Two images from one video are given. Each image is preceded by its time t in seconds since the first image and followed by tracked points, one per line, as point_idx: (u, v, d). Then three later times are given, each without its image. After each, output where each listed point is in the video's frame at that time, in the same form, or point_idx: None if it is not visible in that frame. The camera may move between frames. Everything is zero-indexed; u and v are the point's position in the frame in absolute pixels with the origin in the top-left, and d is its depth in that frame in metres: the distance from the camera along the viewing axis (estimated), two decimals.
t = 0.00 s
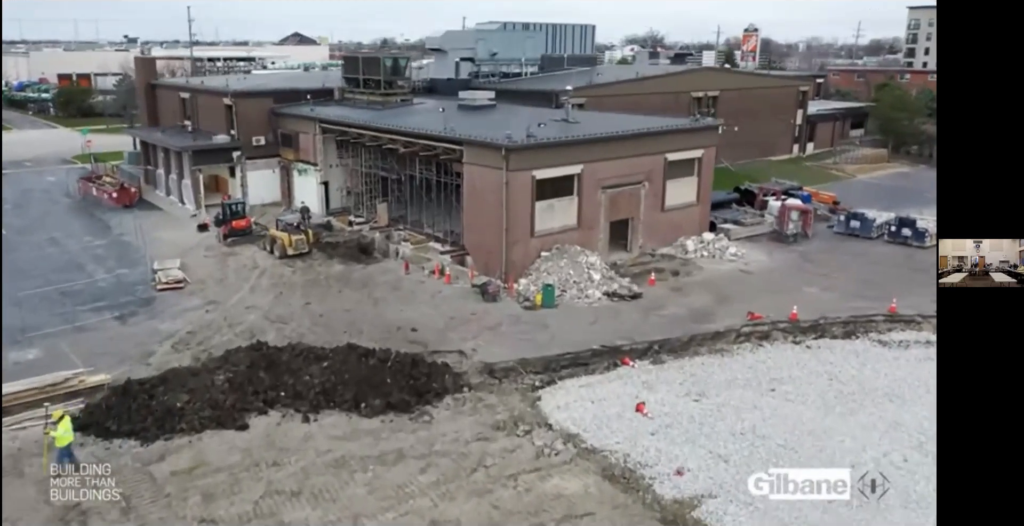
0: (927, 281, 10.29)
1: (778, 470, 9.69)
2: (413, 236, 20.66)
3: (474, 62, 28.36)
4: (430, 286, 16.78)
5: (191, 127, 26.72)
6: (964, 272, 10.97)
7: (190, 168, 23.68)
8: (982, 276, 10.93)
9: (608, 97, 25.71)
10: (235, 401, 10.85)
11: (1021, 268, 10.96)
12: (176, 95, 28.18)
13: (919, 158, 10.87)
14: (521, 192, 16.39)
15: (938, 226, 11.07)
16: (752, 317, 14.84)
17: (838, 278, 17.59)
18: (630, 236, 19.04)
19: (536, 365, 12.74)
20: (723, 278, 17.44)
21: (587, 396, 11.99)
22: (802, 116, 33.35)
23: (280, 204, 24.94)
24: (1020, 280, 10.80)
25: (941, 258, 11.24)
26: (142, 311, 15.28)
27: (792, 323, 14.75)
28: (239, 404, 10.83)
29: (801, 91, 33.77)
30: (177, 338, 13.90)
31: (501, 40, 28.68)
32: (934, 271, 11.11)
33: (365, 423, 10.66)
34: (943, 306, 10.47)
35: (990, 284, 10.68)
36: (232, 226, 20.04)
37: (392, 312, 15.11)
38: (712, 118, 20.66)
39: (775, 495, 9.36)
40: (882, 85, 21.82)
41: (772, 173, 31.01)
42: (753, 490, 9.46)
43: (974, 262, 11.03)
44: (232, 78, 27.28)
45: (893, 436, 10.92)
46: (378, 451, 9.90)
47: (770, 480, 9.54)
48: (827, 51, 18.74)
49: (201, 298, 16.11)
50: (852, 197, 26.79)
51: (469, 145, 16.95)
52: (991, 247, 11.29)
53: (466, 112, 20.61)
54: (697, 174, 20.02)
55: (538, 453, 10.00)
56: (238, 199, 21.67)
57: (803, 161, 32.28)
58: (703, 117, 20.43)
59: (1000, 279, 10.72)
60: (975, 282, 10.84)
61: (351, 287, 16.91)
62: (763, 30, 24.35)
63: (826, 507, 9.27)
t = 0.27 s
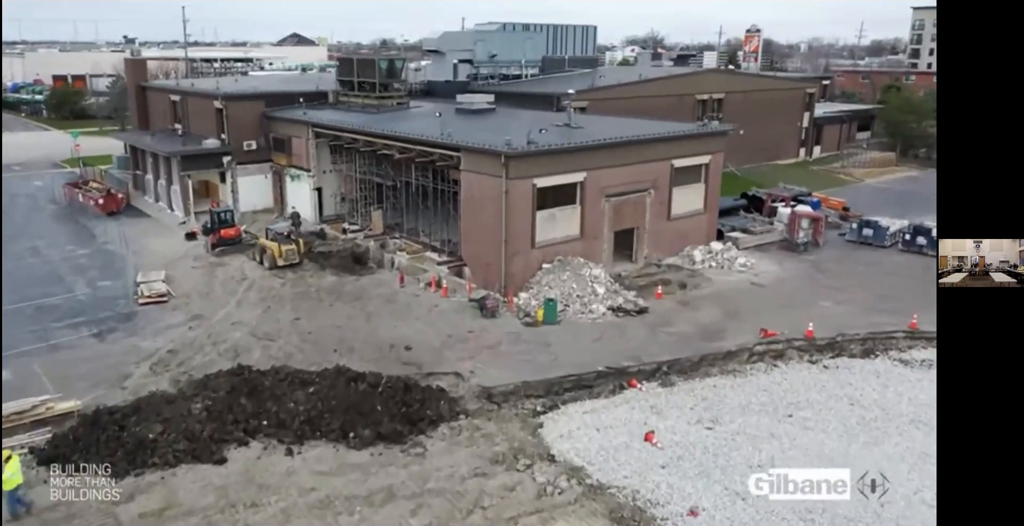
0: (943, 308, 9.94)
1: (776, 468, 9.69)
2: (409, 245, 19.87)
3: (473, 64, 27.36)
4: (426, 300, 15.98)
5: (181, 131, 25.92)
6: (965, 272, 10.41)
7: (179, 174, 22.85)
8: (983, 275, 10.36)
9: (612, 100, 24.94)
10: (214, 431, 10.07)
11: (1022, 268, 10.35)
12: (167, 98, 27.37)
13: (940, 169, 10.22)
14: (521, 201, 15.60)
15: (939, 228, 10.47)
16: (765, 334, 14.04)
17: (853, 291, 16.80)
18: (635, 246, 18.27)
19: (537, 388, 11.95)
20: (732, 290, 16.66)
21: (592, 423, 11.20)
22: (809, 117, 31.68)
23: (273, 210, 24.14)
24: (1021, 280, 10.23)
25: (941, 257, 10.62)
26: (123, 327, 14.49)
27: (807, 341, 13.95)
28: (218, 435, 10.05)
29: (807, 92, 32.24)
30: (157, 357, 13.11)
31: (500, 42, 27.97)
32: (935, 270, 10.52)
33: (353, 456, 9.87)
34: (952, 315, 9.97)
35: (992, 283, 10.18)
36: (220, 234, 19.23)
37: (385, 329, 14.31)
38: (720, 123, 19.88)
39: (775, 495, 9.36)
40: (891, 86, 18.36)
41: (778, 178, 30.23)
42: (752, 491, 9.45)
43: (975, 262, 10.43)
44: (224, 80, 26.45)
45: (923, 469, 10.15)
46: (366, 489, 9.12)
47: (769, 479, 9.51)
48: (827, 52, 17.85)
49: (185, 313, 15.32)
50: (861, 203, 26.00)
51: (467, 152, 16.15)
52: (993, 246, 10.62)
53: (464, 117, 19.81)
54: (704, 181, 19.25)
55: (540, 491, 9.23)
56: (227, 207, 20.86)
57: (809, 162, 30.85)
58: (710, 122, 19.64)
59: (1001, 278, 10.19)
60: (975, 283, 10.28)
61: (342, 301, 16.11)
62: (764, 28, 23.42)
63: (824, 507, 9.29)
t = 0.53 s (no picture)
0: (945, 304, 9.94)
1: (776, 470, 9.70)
2: (407, 249, 19.60)
3: (473, 65, 27.03)
4: (424, 306, 15.69)
5: (178, 133, 25.62)
6: (964, 272, 10.17)
7: (174, 176, 22.47)
8: (983, 276, 10.13)
9: (614, 102, 24.64)
10: (205, 443, 9.78)
11: (1022, 268, 10.27)
12: (163, 99, 27.09)
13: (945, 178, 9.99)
14: (521, 205, 15.31)
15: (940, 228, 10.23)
16: (770, 341, 13.75)
17: (859, 296, 16.51)
18: (637, 250, 17.99)
19: (538, 398, 11.66)
20: (736, 296, 16.38)
21: (595, 434, 10.91)
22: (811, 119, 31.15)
23: (271, 213, 23.86)
24: (1020, 280, 10.11)
25: (941, 259, 10.40)
26: (115, 333, 14.19)
27: (814, 348, 13.65)
28: (210, 447, 9.75)
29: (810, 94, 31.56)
30: (150, 366, 12.82)
31: (501, 42, 27.60)
32: (934, 271, 10.30)
33: (349, 470, 9.59)
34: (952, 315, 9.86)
35: (992, 286, 9.95)
36: (216, 238, 18.92)
37: (383, 336, 14.02)
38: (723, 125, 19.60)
39: (775, 495, 9.45)
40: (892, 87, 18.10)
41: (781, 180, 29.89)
42: (753, 491, 9.52)
43: (975, 262, 10.22)
44: (220, 81, 26.12)
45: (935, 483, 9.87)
46: (361, 505, 8.85)
47: (770, 479, 9.62)
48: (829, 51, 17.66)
49: (179, 319, 15.03)
50: (865, 206, 25.70)
51: (466, 155, 15.86)
52: (992, 247, 10.43)
53: (463, 119, 19.52)
54: (706, 183, 18.97)
55: (541, 507, 8.96)
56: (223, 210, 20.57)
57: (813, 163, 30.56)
58: (713, 124, 19.36)
59: (1001, 280, 10.02)
60: (975, 283, 10.08)
61: (339, 306, 15.82)
62: (764, 29, 23.02)
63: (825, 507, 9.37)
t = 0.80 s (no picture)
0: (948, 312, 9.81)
1: (777, 470, 9.75)
2: (402, 262, 18.82)
3: (471, 68, 26.22)
4: (419, 324, 14.90)
5: (167, 139, 24.81)
6: (964, 272, 9.86)
7: (162, 185, 21.69)
8: (983, 275, 9.87)
9: (616, 108, 23.89)
10: (178, 486, 8.99)
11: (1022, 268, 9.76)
12: (152, 104, 26.29)
13: (953, 193, 9.68)
14: (521, 220, 14.52)
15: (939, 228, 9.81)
16: (786, 365, 12.96)
17: (876, 313, 15.72)
18: (642, 263, 17.22)
19: (540, 430, 10.88)
20: (747, 313, 15.60)
21: (601, 471, 10.12)
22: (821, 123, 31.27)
23: (262, 222, 23.07)
24: (1020, 280, 9.70)
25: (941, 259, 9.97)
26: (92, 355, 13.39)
27: (832, 373, 12.86)
28: (184, 490, 8.96)
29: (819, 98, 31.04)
30: (126, 393, 12.02)
31: (501, 45, 26.74)
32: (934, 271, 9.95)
33: (334, 516, 8.81)
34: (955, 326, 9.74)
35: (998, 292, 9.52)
36: (203, 250, 18.16)
37: (375, 359, 13.24)
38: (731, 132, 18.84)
39: (775, 495, 9.57)
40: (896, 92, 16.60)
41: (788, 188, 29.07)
42: (754, 492, 9.61)
43: (975, 262, 9.85)
44: (210, 85, 25.30)
45: None
46: None
47: (770, 479, 9.70)
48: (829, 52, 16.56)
49: (161, 340, 14.24)
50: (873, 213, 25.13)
51: (463, 166, 15.08)
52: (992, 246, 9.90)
53: (461, 125, 18.73)
54: (714, 194, 18.20)
55: None
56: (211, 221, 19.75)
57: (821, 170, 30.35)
58: (721, 131, 18.59)
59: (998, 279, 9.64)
60: (974, 283, 9.83)
61: (330, 325, 15.03)
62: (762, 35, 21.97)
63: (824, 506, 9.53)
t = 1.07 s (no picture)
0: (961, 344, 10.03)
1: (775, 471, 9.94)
2: (396, 281, 17.92)
3: (470, 75, 25.22)
4: (412, 353, 13.99)
5: (153, 149, 23.91)
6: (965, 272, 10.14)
7: (146, 198, 20.78)
8: (983, 275, 10.14)
9: (619, 116, 22.96)
10: None
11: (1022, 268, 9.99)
12: (139, 112, 25.36)
13: (954, 195, 10.01)
14: (521, 242, 13.61)
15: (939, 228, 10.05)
16: (805, 402, 12.06)
17: (898, 338, 14.82)
18: (649, 285, 16.32)
19: (541, 480, 9.97)
20: (761, 340, 14.71)
21: None
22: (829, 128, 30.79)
23: (252, 236, 22.16)
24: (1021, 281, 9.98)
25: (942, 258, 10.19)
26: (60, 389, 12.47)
27: (855, 411, 11.95)
28: None
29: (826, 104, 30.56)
30: (94, 435, 11.10)
31: (501, 49, 25.63)
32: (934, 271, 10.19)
33: None
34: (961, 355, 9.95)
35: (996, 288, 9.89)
36: (187, 270, 17.23)
37: (364, 394, 12.33)
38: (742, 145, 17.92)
39: (776, 494, 9.78)
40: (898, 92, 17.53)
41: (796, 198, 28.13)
42: (755, 492, 9.82)
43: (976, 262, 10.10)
44: (198, 93, 24.38)
45: None
46: None
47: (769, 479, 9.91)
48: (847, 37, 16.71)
49: (136, 371, 13.33)
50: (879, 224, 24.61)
51: (459, 184, 14.17)
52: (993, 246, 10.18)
53: (458, 138, 17.80)
54: (724, 210, 17.32)
55: None
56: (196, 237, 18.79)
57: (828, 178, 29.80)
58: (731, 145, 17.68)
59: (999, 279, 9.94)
60: (975, 284, 10.08)
61: (318, 354, 14.12)
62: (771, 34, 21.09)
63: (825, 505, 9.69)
